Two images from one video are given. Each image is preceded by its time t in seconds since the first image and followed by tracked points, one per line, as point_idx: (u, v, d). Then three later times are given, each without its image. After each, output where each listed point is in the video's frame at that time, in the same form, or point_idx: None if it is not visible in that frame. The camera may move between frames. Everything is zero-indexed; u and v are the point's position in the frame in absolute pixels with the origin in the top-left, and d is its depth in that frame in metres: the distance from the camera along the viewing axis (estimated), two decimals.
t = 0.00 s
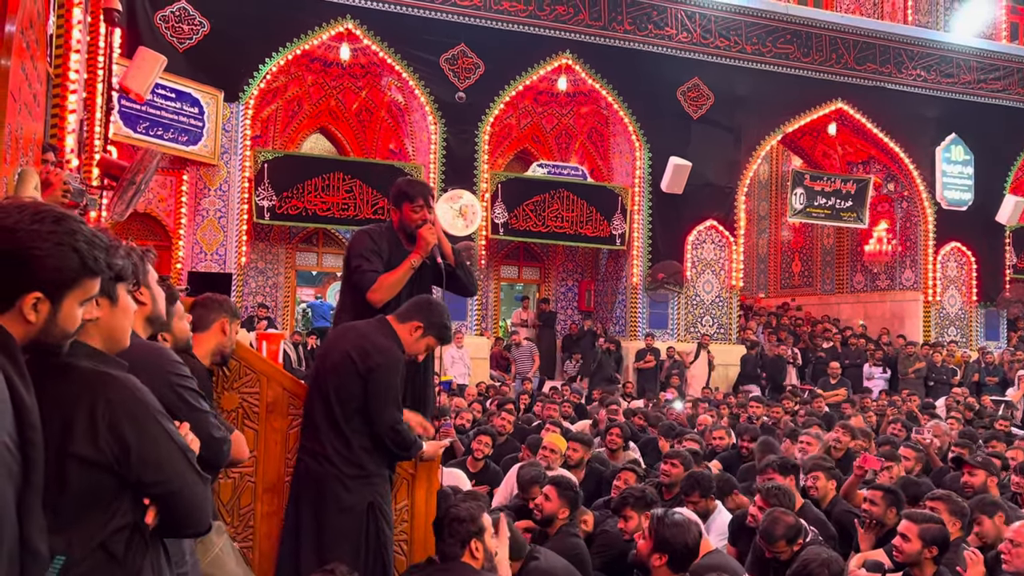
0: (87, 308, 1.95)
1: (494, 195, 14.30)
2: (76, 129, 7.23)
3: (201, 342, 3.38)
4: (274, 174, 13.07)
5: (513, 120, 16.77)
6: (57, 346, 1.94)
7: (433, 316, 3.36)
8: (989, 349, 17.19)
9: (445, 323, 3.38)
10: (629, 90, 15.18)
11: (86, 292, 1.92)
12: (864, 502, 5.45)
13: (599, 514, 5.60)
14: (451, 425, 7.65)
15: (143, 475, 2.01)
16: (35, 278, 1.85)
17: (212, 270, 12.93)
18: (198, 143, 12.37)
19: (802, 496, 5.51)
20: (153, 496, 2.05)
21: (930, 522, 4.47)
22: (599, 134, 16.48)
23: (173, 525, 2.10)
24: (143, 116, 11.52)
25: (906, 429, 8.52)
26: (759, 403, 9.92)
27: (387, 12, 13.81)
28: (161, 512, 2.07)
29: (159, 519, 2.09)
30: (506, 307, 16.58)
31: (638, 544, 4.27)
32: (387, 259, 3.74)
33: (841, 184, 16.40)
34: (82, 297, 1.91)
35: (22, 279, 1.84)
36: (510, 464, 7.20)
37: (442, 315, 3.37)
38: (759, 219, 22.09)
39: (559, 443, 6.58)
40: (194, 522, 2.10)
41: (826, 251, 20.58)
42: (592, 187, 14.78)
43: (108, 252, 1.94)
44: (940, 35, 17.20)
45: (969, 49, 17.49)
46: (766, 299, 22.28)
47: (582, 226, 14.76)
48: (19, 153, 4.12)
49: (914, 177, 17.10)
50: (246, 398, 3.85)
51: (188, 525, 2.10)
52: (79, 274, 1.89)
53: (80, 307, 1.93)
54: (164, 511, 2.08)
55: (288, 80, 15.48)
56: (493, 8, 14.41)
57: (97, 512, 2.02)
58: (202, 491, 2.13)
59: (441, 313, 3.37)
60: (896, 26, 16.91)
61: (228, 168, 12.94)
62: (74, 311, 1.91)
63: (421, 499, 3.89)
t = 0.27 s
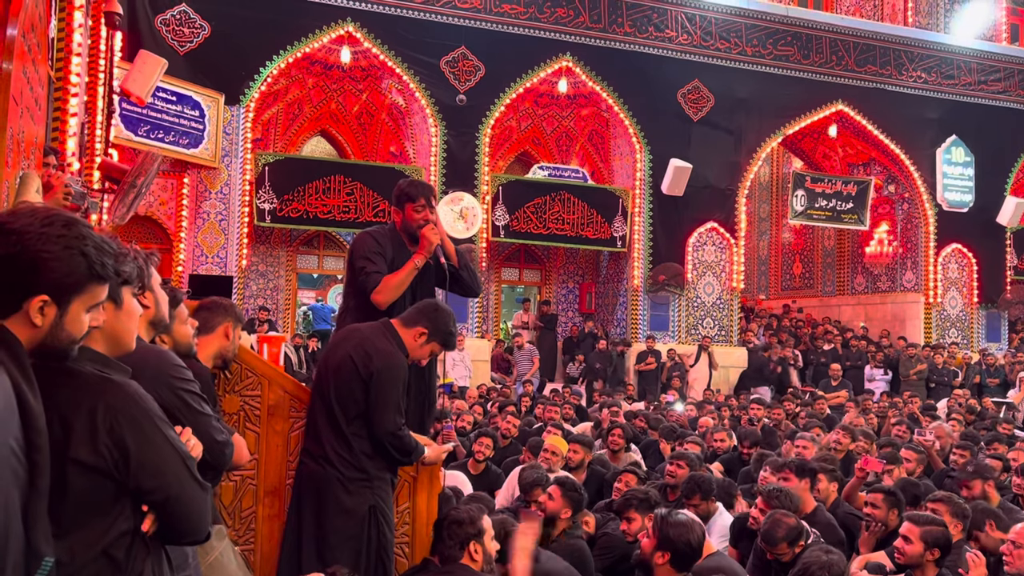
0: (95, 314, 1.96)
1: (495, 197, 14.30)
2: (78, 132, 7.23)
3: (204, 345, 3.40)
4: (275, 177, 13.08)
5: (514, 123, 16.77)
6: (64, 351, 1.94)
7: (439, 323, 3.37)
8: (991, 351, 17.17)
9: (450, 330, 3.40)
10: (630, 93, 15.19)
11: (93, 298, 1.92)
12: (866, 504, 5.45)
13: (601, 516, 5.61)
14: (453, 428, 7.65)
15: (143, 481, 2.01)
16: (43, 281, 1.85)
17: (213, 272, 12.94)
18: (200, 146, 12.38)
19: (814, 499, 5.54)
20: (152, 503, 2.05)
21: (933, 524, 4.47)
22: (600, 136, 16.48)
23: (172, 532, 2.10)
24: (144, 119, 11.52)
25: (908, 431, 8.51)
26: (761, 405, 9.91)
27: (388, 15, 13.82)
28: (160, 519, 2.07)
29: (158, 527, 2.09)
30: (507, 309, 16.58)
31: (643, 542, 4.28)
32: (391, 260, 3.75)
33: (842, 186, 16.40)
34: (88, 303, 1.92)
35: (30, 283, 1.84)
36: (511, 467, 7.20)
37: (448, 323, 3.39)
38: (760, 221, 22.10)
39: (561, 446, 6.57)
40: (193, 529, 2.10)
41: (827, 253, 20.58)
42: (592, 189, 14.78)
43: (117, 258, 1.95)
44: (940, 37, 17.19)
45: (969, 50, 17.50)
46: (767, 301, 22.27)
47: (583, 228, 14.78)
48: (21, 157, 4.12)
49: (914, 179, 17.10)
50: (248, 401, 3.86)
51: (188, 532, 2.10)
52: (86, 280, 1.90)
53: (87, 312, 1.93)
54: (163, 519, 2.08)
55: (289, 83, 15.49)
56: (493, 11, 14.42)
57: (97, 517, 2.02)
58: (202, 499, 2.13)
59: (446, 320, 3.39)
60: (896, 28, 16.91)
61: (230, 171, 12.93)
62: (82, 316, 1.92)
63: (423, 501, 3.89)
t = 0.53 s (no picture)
0: (98, 319, 1.96)
1: (495, 199, 14.31)
2: (78, 134, 7.23)
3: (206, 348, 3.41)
4: (275, 180, 13.08)
5: (514, 125, 16.77)
6: (67, 354, 1.94)
7: (441, 325, 3.38)
8: (992, 352, 17.17)
9: (451, 332, 3.40)
10: (630, 95, 15.20)
11: (96, 303, 1.93)
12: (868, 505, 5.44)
13: (601, 518, 5.61)
14: (453, 430, 7.65)
15: (142, 484, 2.01)
16: (46, 284, 1.86)
17: (214, 275, 12.95)
18: (200, 148, 12.41)
19: (820, 502, 5.54)
20: (151, 507, 2.05)
21: (934, 526, 4.46)
22: (600, 138, 16.49)
23: (172, 536, 2.11)
24: (145, 122, 11.55)
25: (909, 432, 8.51)
26: (762, 407, 9.91)
27: (388, 18, 13.83)
28: (158, 523, 2.08)
29: (158, 530, 2.09)
30: (508, 311, 16.59)
31: (644, 542, 4.29)
32: (391, 261, 3.75)
33: (842, 187, 16.40)
34: (92, 307, 1.93)
35: (34, 285, 1.85)
36: (512, 468, 7.20)
37: (449, 325, 3.39)
38: (760, 223, 22.10)
39: (561, 448, 6.57)
40: (190, 534, 2.11)
41: (827, 254, 20.59)
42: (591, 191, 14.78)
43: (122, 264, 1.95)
44: (940, 38, 17.19)
45: (968, 52, 17.51)
46: (768, 302, 22.27)
47: (584, 230, 14.79)
48: (21, 160, 4.13)
49: (914, 180, 17.11)
50: (248, 403, 3.86)
51: (186, 536, 2.11)
52: (90, 284, 1.90)
53: (91, 317, 1.94)
54: (162, 522, 2.08)
55: (289, 85, 15.49)
56: (493, 13, 14.44)
57: (97, 520, 2.03)
58: (201, 503, 2.13)
59: (448, 322, 3.39)
60: (896, 29, 16.92)
61: (230, 173, 12.93)
62: (85, 321, 1.92)
63: (424, 503, 3.89)
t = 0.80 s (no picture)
0: (101, 327, 1.95)
1: (495, 202, 14.32)
2: (78, 138, 7.23)
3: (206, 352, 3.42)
4: (275, 183, 13.08)
5: (513, 128, 16.78)
6: (68, 362, 1.94)
7: (443, 328, 3.39)
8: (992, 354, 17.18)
9: (453, 337, 3.42)
10: (629, 98, 15.21)
11: (100, 312, 1.92)
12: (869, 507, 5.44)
13: (601, 521, 5.61)
14: (454, 433, 7.65)
15: (142, 488, 2.02)
16: (50, 291, 1.85)
17: (214, 278, 12.96)
18: (200, 152, 12.46)
19: (821, 505, 5.53)
20: (151, 511, 2.06)
21: (934, 528, 4.46)
22: (600, 141, 16.51)
23: (172, 540, 2.12)
24: (145, 126, 11.59)
25: (909, 433, 8.51)
26: (762, 409, 9.92)
27: (387, 21, 13.84)
28: (159, 526, 2.09)
29: (158, 534, 2.11)
30: (508, 314, 16.59)
31: (644, 543, 4.30)
32: (390, 263, 3.76)
33: (842, 189, 16.41)
34: (95, 316, 1.91)
35: (37, 291, 1.85)
36: (512, 471, 7.20)
37: (451, 329, 3.41)
38: (760, 225, 22.10)
39: (561, 451, 6.56)
40: (191, 538, 2.13)
41: (828, 256, 20.61)
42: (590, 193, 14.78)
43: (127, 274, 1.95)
44: (939, 40, 17.21)
45: (967, 54, 17.53)
46: (768, 304, 22.27)
47: (584, 233, 14.78)
48: (21, 164, 4.14)
49: (914, 182, 17.11)
50: (248, 406, 3.86)
51: (187, 540, 2.12)
52: (94, 293, 1.89)
53: (94, 325, 1.93)
54: (162, 526, 2.09)
55: (289, 89, 15.50)
56: (493, 17, 14.45)
57: (97, 524, 2.04)
58: (201, 507, 2.14)
59: (449, 325, 3.41)
60: (895, 31, 16.94)
61: (230, 177, 12.96)
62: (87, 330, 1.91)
63: (424, 507, 3.89)
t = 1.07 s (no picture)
0: (100, 331, 1.94)
1: (495, 205, 14.32)
2: (78, 142, 7.24)
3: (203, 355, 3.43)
4: (275, 186, 13.08)
5: (513, 131, 16.79)
6: (66, 365, 1.93)
7: (444, 331, 3.39)
8: (992, 355, 17.19)
9: (454, 339, 3.42)
10: (628, 100, 15.22)
11: (95, 313, 1.91)
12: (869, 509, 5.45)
13: (602, 524, 5.61)
14: (454, 435, 7.66)
15: (144, 493, 2.02)
16: (43, 291, 1.85)
17: (214, 282, 12.98)
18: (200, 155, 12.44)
19: (822, 507, 5.52)
20: (152, 515, 2.06)
21: (934, 529, 4.46)
22: (599, 144, 16.52)
23: (173, 544, 2.12)
24: (145, 129, 11.55)
25: (909, 435, 8.50)
26: (761, 412, 9.92)
27: (386, 25, 13.85)
28: (160, 531, 2.09)
29: (159, 538, 2.11)
30: (508, 317, 16.59)
31: (640, 547, 4.28)
32: (389, 266, 3.76)
33: (841, 191, 16.41)
34: (91, 317, 1.90)
35: (29, 291, 1.85)
36: (512, 474, 7.20)
37: (452, 331, 3.41)
38: (760, 228, 22.16)
39: (561, 454, 6.56)
40: (193, 541, 2.13)
41: (827, 258, 20.63)
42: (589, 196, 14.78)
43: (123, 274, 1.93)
44: (938, 42, 17.23)
45: (966, 56, 17.54)
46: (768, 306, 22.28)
47: (584, 235, 14.76)
48: (21, 168, 4.15)
49: (913, 184, 17.12)
50: (248, 410, 3.87)
51: (187, 544, 2.12)
52: (86, 293, 1.89)
53: (90, 328, 1.92)
54: (163, 530, 2.09)
55: (289, 92, 15.51)
56: (492, 20, 14.47)
57: (99, 529, 2.04)
58: (202, 511, 2.14)
59: (450, 328, 3.40)
60: (894, 34, 16.95)
61: (230, 180, 12.98)
62: (83, 331, 1.90)
63: (423, 510, 3.89)
